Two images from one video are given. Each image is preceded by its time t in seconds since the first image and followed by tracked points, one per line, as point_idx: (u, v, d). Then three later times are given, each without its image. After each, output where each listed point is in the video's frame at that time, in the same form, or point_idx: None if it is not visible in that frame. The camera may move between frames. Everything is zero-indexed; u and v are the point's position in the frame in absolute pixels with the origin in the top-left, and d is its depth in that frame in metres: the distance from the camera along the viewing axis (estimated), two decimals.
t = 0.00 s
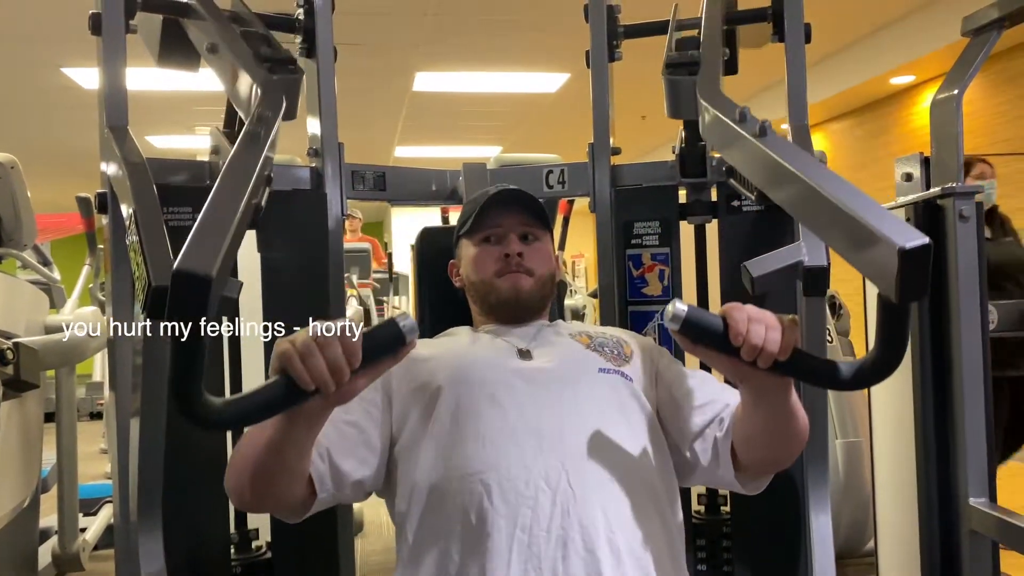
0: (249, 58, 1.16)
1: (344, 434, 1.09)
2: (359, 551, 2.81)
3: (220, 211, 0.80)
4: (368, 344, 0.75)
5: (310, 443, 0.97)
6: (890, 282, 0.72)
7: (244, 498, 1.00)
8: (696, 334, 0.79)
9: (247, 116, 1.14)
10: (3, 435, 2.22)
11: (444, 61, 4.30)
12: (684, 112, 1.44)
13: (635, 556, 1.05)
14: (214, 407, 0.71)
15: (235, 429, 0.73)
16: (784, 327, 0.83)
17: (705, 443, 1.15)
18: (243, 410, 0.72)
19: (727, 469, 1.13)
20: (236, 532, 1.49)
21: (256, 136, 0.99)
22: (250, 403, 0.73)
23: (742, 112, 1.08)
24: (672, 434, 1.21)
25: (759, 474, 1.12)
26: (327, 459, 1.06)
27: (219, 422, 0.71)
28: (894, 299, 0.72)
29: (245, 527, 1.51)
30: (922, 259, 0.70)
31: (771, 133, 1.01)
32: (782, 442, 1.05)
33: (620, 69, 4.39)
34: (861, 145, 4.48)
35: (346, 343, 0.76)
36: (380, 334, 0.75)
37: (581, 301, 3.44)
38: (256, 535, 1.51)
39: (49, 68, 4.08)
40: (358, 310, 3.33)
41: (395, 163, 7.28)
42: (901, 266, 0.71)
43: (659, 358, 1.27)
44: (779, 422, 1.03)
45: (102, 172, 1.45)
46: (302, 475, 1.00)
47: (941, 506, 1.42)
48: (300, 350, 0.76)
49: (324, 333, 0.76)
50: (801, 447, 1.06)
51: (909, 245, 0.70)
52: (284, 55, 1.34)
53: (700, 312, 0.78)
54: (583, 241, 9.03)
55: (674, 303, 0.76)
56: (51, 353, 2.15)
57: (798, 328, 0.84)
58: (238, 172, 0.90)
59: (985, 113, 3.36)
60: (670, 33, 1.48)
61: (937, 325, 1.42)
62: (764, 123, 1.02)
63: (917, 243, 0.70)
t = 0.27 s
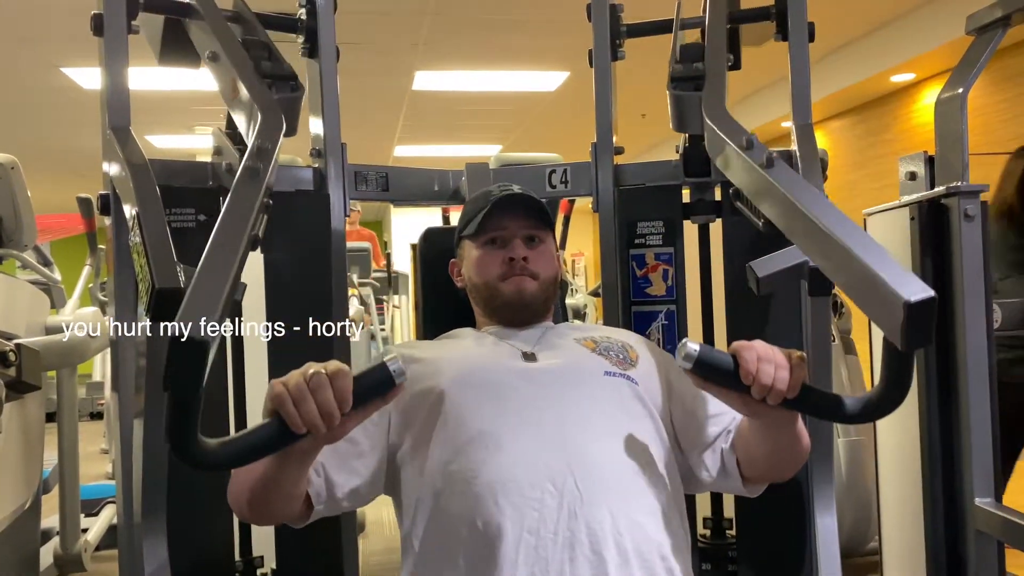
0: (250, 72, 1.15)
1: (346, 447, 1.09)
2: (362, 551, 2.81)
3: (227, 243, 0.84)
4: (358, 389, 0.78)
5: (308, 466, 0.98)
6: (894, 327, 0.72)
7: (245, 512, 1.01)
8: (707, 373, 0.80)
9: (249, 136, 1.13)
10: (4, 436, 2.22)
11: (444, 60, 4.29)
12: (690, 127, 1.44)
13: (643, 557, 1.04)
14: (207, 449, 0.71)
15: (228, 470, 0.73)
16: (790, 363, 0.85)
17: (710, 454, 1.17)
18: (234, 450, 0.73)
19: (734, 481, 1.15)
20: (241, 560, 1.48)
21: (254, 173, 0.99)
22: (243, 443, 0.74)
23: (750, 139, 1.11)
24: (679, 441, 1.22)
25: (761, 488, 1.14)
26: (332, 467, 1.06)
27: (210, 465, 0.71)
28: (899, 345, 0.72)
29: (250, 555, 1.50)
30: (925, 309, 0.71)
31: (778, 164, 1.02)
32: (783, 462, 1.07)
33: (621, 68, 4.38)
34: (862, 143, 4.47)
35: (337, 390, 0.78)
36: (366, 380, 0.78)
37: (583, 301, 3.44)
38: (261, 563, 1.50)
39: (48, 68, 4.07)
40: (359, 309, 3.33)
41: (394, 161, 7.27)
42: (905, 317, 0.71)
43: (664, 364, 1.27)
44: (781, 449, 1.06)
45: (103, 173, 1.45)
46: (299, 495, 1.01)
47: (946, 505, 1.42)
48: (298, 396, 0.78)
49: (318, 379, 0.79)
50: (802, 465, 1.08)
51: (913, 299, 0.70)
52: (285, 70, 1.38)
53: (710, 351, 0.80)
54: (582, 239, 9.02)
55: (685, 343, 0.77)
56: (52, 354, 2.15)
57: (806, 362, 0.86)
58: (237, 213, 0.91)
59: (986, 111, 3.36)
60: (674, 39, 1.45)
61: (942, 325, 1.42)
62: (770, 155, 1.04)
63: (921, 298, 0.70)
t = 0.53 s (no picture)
0: (259, 66, 1.15)
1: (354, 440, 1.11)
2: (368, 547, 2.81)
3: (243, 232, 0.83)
4: (372, 379, 0.78)
5: (321, 456, 0.99)
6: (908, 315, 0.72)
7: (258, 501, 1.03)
8: (719, 363, 0.82)
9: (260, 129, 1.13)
10: (12, 433, 2.22)
11: (447, 56, 4.29)
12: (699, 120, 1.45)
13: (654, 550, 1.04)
14: (225, 437, 0.70)
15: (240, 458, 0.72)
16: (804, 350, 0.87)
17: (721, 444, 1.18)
18: (247, 440, 0.72)
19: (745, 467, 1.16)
20: (250, 553, 1.47)
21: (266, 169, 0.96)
22: (257, 433, 0.73)
23: (761, 132, 1.11)
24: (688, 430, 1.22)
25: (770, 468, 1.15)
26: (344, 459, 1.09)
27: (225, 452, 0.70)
28: (916, 333, 0.72)
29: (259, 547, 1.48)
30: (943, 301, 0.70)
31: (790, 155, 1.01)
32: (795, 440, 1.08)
33: (625, 63, 4.37)
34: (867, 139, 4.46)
35: (352, 379, 0.79)
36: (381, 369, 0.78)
37: (588, 297, 3.44)
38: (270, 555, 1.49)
39: (52, 65, 4.07)
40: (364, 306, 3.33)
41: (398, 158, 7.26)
42: (921, 303, 0.70)
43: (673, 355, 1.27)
44: (792, 427, 1.06)
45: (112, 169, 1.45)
46: (312, 483, 1.03)
47: (957, 499, 1.42)
48: (313, 383, 0.78)
49: (332, 368, 0.79)
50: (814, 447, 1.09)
51: (929, 285, 0.70)
52: (293, 64, 1.40)
53: (722, 339, 0.81)
54: (586, 235, 9.02)
55: (697, 332, 0.78)
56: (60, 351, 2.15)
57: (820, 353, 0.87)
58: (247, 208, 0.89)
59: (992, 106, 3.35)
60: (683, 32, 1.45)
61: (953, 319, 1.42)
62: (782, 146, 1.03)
63: (938, 283, 0.69)
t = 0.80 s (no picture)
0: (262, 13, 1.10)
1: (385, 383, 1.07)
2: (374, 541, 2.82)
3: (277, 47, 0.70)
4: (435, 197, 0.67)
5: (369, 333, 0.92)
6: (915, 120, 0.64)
7: (291, 395, 0.95)
8: (714, 184, 0.72)
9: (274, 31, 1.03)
10: (19, 427, 2.23)
11: (452, 51, 4.28)
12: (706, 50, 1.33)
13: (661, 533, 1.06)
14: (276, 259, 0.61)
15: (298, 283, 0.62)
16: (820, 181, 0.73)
17: (722, 375, 1.12)
18: (306, 265, 0.62)
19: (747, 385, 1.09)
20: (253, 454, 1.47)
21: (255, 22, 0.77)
22: (316, 258, 0.63)
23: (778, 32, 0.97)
24: (686, 373, 1.18)
25: (783, 369, 1.05)
26: (372, 386, 1.05)
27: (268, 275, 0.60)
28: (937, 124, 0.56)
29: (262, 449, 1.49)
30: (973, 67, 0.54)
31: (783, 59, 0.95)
32: (809, 325, 0.97)
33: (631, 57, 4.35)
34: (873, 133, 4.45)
35: (411, 192, 0.66)
36: (445, 194, 0.68)
37: (593, 291, 3.43)
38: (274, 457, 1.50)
39: (57, 60, 4.07)
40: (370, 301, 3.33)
41: (403, 153, 7.26)
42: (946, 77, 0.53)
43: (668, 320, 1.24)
44: (806, 310, 0.95)
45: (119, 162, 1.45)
46: (357, 376, 0.97)
47: (964, 493, 1.41)
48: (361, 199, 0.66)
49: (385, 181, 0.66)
50: (828, 329, 0.99)
51: (957, 45, 0.52)
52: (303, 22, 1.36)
53: (719, 160, 0.71)
54: (591, 230, 9.01)
55: (687, 149, 0.69)
56: (67, 345, 2.16)
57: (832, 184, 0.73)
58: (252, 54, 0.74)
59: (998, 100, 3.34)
60: None
61: (960, 313, 1.41)
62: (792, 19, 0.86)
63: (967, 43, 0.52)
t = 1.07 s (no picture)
0: None
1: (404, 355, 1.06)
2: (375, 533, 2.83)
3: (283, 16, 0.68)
4: (441, 129, 0.70)
5: (384, 285, 0.91)
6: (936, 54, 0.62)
7: (316, 334, 0.95)
8: (712, 134, 0.72)
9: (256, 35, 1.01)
10: (23, 418, 2.24)
11: (455, 44, 4.28)
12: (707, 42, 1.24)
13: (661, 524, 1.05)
14: (283, 189, 0.66)
15: (312, 218, 0.67)
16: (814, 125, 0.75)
17: (707, 346, 1.11)
18: (314, 196, 0.66)
19: (732, 360, 1.08)
20: (253, 421, 1.49)
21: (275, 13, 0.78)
22: (331, 190, 0.67)
23: None
24: (672, 349, 1.18)
25: (768, 339, 1.05)
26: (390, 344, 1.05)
27: (280, 204, 0.66)
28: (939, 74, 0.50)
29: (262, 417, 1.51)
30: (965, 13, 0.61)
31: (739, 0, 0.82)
32: (795, 288, 0.97)
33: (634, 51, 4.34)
34: (877, 127, 4.44)
35: (418, 123, 0.70)
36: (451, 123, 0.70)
37: (595, 285, 3.43)
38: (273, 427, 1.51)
39: (61, 53, 4.08)
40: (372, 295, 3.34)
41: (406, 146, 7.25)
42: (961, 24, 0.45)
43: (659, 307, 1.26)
44: (794, 265, 0.95)
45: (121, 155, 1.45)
46: (380, 320, 0.95)
47: (964, 488, 1.42)
48: (370, 134, 0.70)
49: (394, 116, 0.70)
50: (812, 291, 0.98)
51: None
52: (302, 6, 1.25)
53: (717, 109, 0.71)
54: (594, 225, 9.01)
55: (685, 100, 0.69)
56: (70, 337, 2.16)
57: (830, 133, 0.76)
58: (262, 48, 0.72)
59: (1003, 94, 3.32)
60: None
61: (961, 307, 1.42)
62: None
63: None
